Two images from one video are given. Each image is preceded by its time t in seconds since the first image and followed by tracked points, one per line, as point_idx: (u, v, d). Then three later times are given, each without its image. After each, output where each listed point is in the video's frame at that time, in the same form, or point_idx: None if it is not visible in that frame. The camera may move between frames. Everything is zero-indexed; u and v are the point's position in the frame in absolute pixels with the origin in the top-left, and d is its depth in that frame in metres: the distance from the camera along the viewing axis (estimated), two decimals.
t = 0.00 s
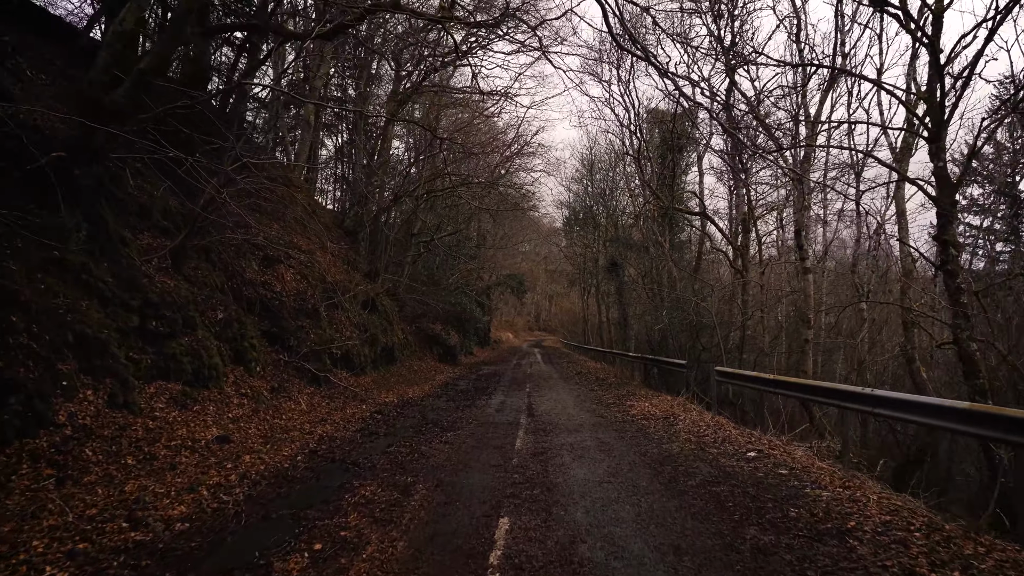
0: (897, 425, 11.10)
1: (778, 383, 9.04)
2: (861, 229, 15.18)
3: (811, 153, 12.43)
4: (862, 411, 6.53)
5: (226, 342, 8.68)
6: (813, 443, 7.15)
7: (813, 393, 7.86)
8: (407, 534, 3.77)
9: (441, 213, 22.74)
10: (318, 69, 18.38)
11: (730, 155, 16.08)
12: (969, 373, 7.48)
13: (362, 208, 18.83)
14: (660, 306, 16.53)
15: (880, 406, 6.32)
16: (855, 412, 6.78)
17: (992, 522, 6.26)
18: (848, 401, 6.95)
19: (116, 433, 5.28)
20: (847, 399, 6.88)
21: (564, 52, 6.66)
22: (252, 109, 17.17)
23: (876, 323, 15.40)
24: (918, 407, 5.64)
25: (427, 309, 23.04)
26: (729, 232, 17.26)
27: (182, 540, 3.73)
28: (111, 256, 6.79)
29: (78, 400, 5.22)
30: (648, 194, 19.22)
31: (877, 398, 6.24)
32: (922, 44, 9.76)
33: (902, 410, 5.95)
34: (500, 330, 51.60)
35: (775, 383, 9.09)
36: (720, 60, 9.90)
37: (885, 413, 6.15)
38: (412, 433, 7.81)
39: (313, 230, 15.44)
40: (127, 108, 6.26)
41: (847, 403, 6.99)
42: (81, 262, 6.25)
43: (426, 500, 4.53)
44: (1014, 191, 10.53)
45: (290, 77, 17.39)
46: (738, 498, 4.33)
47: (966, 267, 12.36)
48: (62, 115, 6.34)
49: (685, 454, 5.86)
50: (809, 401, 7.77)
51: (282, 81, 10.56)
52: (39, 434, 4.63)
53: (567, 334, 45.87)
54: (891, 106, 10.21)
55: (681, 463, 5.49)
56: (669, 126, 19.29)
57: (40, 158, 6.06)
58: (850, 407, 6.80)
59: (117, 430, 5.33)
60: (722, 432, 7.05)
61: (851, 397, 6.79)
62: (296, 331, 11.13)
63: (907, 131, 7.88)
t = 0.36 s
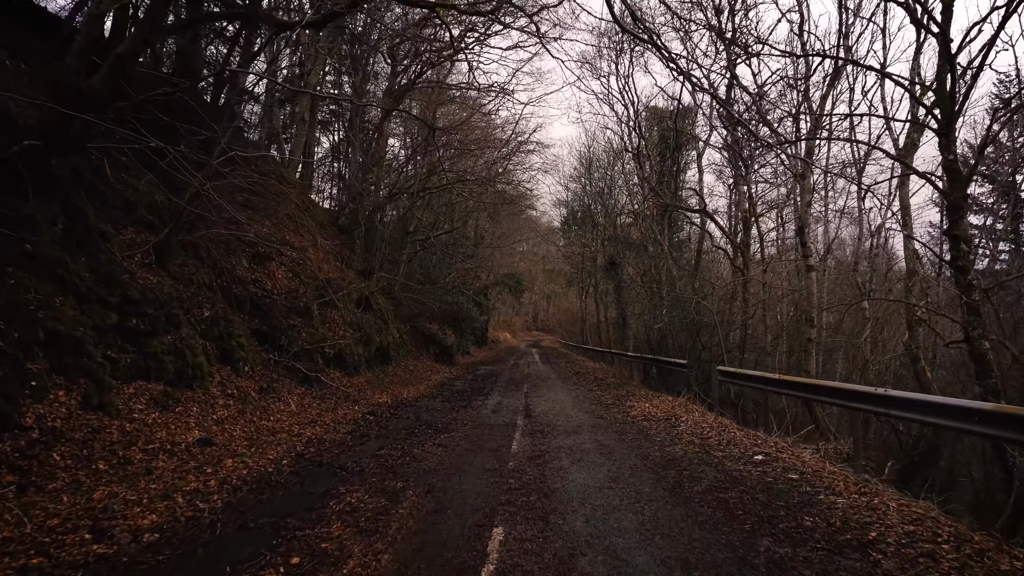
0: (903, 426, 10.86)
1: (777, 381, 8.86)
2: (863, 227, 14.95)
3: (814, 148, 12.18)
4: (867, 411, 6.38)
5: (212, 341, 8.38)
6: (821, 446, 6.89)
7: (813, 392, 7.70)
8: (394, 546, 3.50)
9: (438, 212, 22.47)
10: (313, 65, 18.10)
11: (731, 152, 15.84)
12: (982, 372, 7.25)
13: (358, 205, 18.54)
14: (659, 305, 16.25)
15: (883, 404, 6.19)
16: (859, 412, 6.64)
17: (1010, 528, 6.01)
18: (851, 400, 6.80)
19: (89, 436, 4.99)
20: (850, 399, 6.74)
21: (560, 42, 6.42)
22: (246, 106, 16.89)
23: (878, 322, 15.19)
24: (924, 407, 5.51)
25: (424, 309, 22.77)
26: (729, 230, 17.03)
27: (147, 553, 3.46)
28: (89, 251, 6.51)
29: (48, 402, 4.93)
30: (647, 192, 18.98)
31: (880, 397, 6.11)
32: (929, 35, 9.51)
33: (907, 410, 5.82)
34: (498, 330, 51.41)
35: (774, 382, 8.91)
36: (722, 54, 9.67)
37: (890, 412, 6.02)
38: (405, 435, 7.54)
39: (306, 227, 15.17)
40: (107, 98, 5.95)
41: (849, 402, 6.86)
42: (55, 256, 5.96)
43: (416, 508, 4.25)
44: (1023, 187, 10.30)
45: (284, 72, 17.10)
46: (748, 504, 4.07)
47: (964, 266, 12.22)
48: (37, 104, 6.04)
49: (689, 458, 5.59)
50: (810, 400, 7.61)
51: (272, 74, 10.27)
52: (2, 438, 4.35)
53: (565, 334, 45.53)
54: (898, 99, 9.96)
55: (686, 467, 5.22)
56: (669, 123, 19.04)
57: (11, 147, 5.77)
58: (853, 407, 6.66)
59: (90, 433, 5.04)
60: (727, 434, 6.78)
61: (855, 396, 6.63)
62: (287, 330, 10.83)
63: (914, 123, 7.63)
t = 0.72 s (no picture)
0: (909, 428, 10.61)
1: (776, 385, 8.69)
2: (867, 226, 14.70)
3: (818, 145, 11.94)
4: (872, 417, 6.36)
5: (198, 344, 8.10)
6: (829, 452, 6.63)
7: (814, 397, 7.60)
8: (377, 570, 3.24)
9: (435, 211, 22.19)
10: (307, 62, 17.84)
11: (732, 150, 15.58)
12: (996, 375, 6.99)
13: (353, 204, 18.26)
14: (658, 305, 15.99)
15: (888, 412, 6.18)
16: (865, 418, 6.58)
17: None
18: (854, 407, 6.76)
19: (59, 447, 4.71)
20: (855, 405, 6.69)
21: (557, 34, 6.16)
22: (240, 104, 16.64)
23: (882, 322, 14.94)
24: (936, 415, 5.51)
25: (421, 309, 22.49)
26: (730, 229, 16.78)
27: None
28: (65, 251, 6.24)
29: (15, 411, 4.66)
30: (646, 191, 18.72)
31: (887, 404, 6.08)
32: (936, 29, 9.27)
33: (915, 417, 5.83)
34: (497, 330, 51.17)
35: (772, 385, 8.77)
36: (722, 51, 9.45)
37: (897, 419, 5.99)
38: (397, 441, 7.26)
39: (299, 227, 14.88)
40: (83, 91, 5.67)
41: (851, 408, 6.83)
42: (27, 256, 5.69)
43: (404, 525, 3.97)
44: None
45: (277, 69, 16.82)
46: (760, 521, 3.80)
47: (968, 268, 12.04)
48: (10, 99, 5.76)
49: (695, 467, 5.31)
50: (810, 405, 7.51)
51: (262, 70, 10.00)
52: None
53: (565, 333, 45.20)
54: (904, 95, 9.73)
55: (691, 477, 4.94)
56: (669, 121, 18.77)
57: None
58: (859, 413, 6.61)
59: (60, 442, 4.77)
60: (733, 440, 6.51)
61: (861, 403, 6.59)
62: (278, 331, 10.55)
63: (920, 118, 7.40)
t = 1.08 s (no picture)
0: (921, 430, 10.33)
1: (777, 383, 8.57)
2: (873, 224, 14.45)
3: (824, 141, 11.74)
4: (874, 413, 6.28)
5: (188, 341, 7.84)
6: (842, 455, 6.37)
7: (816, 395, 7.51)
8: None
9: (434, 209, 21.93)
10: (304, 58, 17.63)
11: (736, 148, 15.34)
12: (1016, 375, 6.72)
13: (350, 200, 17.99)
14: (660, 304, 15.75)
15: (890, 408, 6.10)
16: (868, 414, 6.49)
17: None
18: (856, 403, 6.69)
19: (31, 449, 4.45)
20: (857, 401, 6.61)
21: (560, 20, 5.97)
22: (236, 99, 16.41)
23: (888, 321, 14.68)
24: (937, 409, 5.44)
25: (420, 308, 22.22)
26: (733, 227, 16.52)
27: None
28: (43, 244, 5.99)
29: None
30: (647, 189, 18.48)
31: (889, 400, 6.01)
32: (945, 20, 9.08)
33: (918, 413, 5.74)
34: (496, 331, 50.93)
35: (773, 384, 8.66)
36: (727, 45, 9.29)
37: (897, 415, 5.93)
38: (393, 442, 6.99)
39: (295, 224, 14.62)
40: (64, 75, 5.44)
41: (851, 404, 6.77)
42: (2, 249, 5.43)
43: (396, 533, 3.69)
44: None
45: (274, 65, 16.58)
46: (779, 530, 3.53)
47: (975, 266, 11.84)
48: None
49: (705, 470, 5.04)
50: (812, 403, 7.42)
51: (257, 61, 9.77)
52: None
53: (565, 334, 44.91)
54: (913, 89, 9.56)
55: (702, 482, 4.66)
56: (671, 118, 18.53)
57: None
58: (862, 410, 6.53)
59: (33, 444, 4.51)
60: (742, 441, 6.25)
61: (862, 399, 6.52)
62: (272, 329, 10.28)
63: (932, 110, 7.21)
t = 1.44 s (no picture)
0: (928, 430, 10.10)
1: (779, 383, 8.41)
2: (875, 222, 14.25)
3: (827, 138, 11.56)
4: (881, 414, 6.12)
5: (174, 342, 7.57)
6: (854, 459, 6.13)
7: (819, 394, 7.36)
8: None
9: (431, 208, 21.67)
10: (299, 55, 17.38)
11: (737, 145, 15.14)
12: None
13: (346, 198, 17.73)
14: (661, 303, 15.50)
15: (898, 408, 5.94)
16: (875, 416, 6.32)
17: None
18: (861, 403, 6.53)
19: None
20: (863, 401, 6.46)
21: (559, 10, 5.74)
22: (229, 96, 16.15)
23: (891, 320, 14.46)
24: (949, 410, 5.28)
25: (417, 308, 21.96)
26: (733, 226, 16.30)
27: None
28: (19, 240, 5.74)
29: None
30: (646, 187, 18.27)
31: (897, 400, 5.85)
32: (951, 13, 8.91)
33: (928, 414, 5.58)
34: (494, 331, 50.69)
35: (774, 383, 8.50)
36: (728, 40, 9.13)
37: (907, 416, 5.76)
38: (386, 446, 6.73)
39: (288, 222, 14.35)
40: (36, 60, 5.19)
41: (856, 405, 6.60)
42: None
43: (386, 548, 3.43)
44: None
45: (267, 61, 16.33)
46: (799, 544, 3.28)
47: (978, 265, 11.69)
48: None
49: (715, 477, 4.78)
50: (816, 402, 7.26)
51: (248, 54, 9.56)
52: None
53: (563, 334, 44.63)
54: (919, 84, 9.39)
55: (711, 489, 4.42)
56: (670, 116, 18.30)
57: None
58: (868, 411, 6.36)
59: None
60: (750, 445, 6.00)
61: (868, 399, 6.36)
62: (263, 329, 10.00)
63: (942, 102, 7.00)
